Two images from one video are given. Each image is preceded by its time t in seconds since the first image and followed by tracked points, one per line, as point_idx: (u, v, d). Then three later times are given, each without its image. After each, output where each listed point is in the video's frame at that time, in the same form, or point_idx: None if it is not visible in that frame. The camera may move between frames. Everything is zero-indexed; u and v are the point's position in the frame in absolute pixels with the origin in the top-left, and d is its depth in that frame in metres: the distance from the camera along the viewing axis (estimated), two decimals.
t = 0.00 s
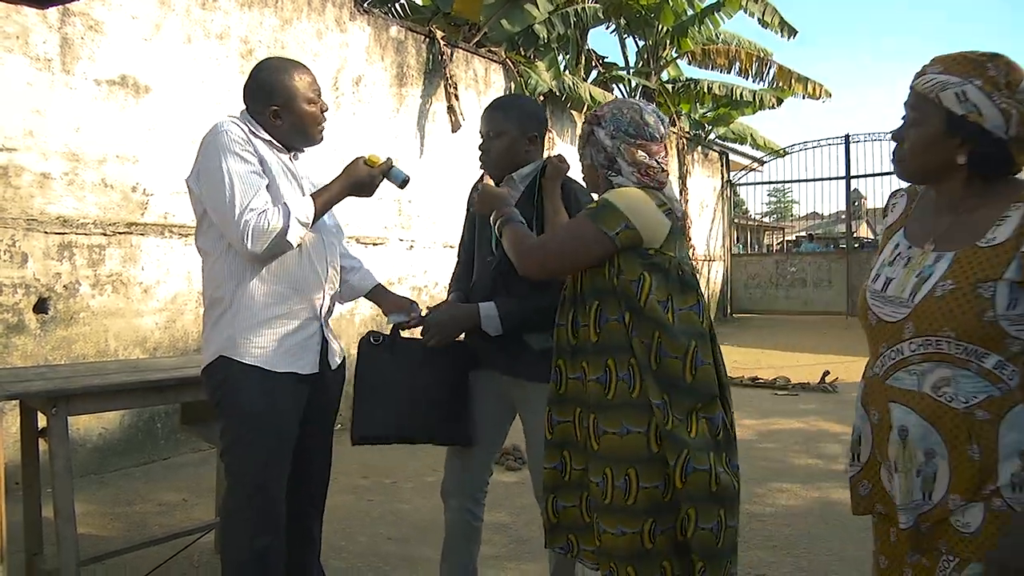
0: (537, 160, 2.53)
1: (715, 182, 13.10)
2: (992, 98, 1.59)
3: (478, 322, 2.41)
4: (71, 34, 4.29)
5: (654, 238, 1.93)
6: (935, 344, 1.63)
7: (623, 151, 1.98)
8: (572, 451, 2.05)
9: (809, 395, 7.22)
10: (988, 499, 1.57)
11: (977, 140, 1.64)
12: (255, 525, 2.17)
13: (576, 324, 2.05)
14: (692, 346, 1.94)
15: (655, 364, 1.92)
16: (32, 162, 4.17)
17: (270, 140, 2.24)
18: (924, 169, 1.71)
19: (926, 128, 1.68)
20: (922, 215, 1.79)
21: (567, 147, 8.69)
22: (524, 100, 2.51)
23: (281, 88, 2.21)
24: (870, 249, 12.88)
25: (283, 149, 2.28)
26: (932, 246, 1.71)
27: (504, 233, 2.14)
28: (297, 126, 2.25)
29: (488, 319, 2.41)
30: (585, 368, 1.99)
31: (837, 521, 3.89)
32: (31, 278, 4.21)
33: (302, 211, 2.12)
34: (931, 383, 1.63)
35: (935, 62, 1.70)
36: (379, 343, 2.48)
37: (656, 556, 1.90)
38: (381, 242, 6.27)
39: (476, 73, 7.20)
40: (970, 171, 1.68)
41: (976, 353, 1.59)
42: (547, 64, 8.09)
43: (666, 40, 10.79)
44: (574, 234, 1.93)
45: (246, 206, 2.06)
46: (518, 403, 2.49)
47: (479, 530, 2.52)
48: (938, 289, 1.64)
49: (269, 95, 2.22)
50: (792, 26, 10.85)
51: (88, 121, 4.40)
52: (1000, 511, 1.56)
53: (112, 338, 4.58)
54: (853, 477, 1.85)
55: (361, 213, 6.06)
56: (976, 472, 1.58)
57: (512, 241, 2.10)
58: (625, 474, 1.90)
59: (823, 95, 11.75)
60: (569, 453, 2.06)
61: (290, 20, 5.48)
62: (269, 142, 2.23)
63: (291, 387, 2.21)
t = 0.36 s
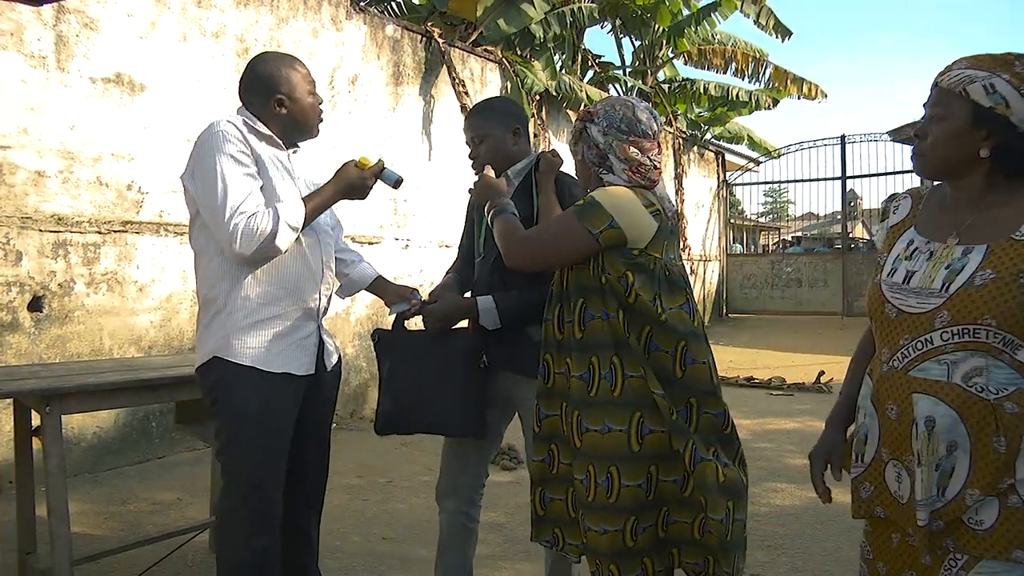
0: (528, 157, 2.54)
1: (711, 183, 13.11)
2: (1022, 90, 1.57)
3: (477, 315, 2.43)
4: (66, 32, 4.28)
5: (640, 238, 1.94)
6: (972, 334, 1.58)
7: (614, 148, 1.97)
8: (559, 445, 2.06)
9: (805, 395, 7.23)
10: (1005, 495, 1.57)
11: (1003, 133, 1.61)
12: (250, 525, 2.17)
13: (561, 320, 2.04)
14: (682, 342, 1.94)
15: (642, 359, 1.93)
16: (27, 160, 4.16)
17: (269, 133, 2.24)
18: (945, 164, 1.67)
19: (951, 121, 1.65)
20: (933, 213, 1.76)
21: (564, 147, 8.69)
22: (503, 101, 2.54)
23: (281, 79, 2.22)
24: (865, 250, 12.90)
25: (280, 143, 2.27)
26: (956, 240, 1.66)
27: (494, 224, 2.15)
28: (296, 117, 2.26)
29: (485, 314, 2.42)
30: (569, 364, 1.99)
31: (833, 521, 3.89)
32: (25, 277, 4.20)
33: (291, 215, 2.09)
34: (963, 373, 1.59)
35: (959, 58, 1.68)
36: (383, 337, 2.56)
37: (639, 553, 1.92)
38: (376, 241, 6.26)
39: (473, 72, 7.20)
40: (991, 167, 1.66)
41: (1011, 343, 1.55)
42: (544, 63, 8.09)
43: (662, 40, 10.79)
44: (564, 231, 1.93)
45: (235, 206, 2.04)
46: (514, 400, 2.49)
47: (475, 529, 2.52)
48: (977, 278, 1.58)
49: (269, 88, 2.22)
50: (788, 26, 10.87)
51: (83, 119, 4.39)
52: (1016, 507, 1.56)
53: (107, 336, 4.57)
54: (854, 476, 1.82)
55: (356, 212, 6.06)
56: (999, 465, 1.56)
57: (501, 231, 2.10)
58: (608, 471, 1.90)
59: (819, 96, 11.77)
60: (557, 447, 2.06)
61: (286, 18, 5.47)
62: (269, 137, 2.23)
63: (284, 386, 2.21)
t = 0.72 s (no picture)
0: (524, 158, 2.51)
1: (710, 184, 13.10)
2: (979, 116, 1.83)
3: (475, 324, 2.42)
4: (65, 31, 4.28)
5: (638, 240, 1.93)
6: (935, 324, 1.81)
7: (620, 146, 1.97)
8: (562, 448, 2.05)
9: (804, 397, 7.24)
10: (976, 473, 1.76)
11: (965, 152, 1.85)
12: (250, 526, 2.16)
13: (560, 322, 2.05)
14: (684, 342, 1.94)
15: (644, 361, 1.92)
16: (26, 160, 4.15)
17: (261, 132, 2.24)
18: (916, 179, 1.91)
19: (923, 141, 1.88)
20: (905, 227, 2.00)
21: (563, 148, 8.69)
22: (502, 100, 2.52)
23: (272, 76, 2.23)
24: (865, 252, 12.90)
25: (275, 143, 2.27)
26: (922, 247, 1.90)
27: (488, 230, 2.15)
28: (286, 112, 2.26)
29: (483, 322, 2.41)
30: (569, 367, 1.99)
31: (832, 523, 3.89)
32: (24, 276, 4.19)
33: (233, 256, 2.04)
34: (929, 359, 1.82)
35: (925, 88, 1.93)
36: (382, 350, 2.48)
37: (641, 556, 1.90)
38: (375, 242, 6.26)
39: (473, 73, 7.20)
40: (954, 184, 1.90)
41: (969, 331, 1.78)
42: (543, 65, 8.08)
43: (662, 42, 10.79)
44: (557, 237, 1.93)
45: (190, 225, 2.02)
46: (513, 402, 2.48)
47: (474, 530, 2.52)
48: (936, 274, 1.82)
49: (259, 83, 2.22)
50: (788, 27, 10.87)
51: (83, 119, 4.39)
52: (987, 485, 1.75)
53: (106, 336, 4.56)
54: (846, 466, 2.04)
55: (355, 213, 6.05)
56: (967, 444, 1.76)
57: (496, 237, 2.11)
58: (609, 475, 1.90)
59: (818, 98, 11.77)
60: (560, 450, 2.06)
61: (285, 19, 5.47)
62: (264, 137, 2.23)
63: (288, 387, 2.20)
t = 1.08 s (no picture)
0: (516, 155, 2.54)
1: (708, 182, 13.11)
2: (958, 124, 1.86)
3: (483, 333, 2.41)
4: (63, 30, 4.27)
5: (643, 241, 1.94)
6: (930, 310, 1.82)
7: (648, 139, 2.01)
8: (562, 448, 2.06)
9: (802, 395, 7.25)
10: (978, 451, 1.77)
11: (946, 158, 1.88)
12: (246, 525, 2.16)
13: (559, 323, 2.05)
14: (685, 344, 1.94)
15: (643, 361, 1.92)
16: (23, 159, 4.15)
17: (255, 133, 2.24)
18: (899, 184, 1.92)
19: (905, 148, 1.89)
20: (888, 230, 2.01)
21: (562, 146, 8.68)
22: (494, 96, 2.50)
23: (269, 78, 2.20)
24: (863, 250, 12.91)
25: (270, 143, 2.28)
26: (909, 244, 1.91)
27: (490, 239, 2.13)
28: (285, 115, 2.25)
29: (491, 330, 2.40)
30: (568, 368, 1.99)
31: (830, 521, 3.90)
32: (22, 275, 4.19)
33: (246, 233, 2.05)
34: (927, 343, 1.83)
35: (901, 100, 1.95)
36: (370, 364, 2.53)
37: (642, 556, 1.91)
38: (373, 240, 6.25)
39: (471, 71, 7.19)
40: (935, 188, 1.92)
41: (963, 315, 1.79)
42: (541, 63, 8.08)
43: (660, 40, 10.78)
44: (562, 240, 1.92)
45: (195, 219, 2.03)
46: (509, 400, 2.48)
47: (471, 528, 2.52)
48: (927, 265, 1.83)
49: (256, 83, 2.21)
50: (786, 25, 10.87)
51: (80, 118, 4.38)
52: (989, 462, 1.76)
53: (104, 335, 4.56)
54: (846, 458, 2.01)
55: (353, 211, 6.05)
56: (967, 422, 1.77)
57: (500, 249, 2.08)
58: (609, 476, 1.90)
59: (817, 96, 11.77)
60: (559, 449, 2.06)
61: (283, 17, 5.46)
62: (258, 137, 2.24)
63: (280, 387, 2.21)
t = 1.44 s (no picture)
0: (498, 150, 2.52)
1: (704, 179, 13.12)
2: (982, 132, 1.90)
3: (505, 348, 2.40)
4: (56, 24, 4.25)
5: (661, 235, 2.00)
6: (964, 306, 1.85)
7: (650, 139, 2.05)
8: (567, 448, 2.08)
9: (796, 392, 7.26)
10: (1010, 441, 1.83)
11: (969, 165, 1.92)
12: (236, 519, 2.16)
13: (563, 322, 2.05)
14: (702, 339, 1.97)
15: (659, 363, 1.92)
16: (17, 153, 4.13)
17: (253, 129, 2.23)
18: (929, 190, 1.92)
19: (937, 154, 1.91)
20: (903, 232, 2.02)
21: (557, 142, 8.68)
22: (472, 92, 2.49)
23: (259, 74, 2.20)
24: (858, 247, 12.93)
25: (267, 139, 2.27)
26: (931, 242, 1.94)
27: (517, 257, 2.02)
28: (277, 109, 2.24)
29: (511, 341, 2.39)
30: (578, 367, 1.99)
31: (823, 516, 3.91)
32: (15, 270, 4.17)
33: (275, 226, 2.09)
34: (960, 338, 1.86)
35: (922, 106, 1.96)
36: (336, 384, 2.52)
37: (640, 558, 1.91)
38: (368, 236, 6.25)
39: (466, 67, 7.18)
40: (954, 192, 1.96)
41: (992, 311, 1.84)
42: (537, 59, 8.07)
43: (656, 36, 10.77)
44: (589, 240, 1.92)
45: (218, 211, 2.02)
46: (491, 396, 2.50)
47: (461, 523, 2.52)
48: (957, 264, 1.87)
49: (245, 79, 2.20)
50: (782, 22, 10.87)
51: (74, 112, 4.36)
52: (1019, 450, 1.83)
53: (98, 330, 4.54)
54: (863, 450, 2.02)
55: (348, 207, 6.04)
56: (1000, 412, 1.83)
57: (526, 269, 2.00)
58: (617, 475, 1.90)
59: (812, 93, 11.78)
60: (566, 450, 2.09)
61: (278, 12, 5.45)
62: (256, 133, 2.23)
63: (271, 381, 2.21)
